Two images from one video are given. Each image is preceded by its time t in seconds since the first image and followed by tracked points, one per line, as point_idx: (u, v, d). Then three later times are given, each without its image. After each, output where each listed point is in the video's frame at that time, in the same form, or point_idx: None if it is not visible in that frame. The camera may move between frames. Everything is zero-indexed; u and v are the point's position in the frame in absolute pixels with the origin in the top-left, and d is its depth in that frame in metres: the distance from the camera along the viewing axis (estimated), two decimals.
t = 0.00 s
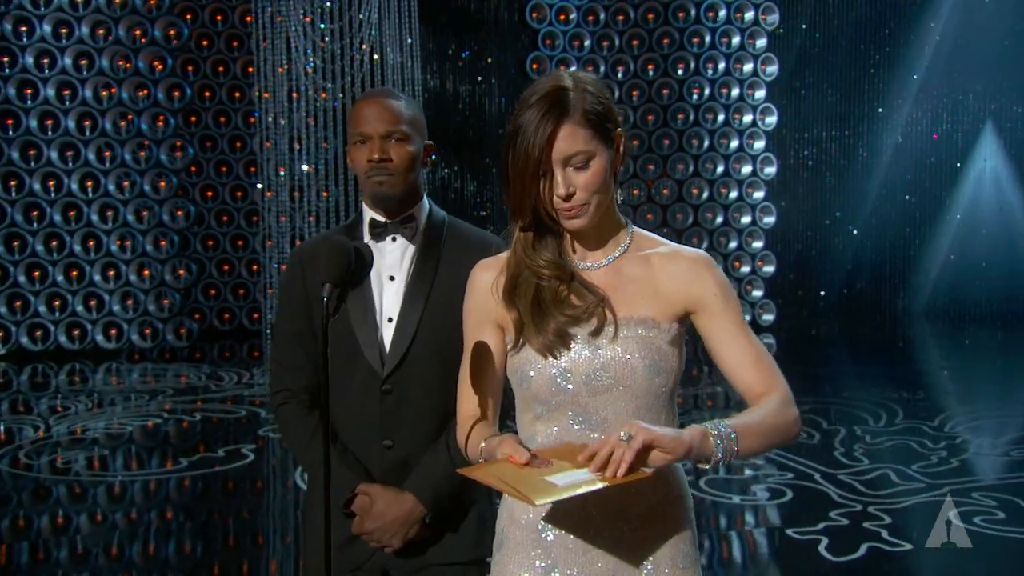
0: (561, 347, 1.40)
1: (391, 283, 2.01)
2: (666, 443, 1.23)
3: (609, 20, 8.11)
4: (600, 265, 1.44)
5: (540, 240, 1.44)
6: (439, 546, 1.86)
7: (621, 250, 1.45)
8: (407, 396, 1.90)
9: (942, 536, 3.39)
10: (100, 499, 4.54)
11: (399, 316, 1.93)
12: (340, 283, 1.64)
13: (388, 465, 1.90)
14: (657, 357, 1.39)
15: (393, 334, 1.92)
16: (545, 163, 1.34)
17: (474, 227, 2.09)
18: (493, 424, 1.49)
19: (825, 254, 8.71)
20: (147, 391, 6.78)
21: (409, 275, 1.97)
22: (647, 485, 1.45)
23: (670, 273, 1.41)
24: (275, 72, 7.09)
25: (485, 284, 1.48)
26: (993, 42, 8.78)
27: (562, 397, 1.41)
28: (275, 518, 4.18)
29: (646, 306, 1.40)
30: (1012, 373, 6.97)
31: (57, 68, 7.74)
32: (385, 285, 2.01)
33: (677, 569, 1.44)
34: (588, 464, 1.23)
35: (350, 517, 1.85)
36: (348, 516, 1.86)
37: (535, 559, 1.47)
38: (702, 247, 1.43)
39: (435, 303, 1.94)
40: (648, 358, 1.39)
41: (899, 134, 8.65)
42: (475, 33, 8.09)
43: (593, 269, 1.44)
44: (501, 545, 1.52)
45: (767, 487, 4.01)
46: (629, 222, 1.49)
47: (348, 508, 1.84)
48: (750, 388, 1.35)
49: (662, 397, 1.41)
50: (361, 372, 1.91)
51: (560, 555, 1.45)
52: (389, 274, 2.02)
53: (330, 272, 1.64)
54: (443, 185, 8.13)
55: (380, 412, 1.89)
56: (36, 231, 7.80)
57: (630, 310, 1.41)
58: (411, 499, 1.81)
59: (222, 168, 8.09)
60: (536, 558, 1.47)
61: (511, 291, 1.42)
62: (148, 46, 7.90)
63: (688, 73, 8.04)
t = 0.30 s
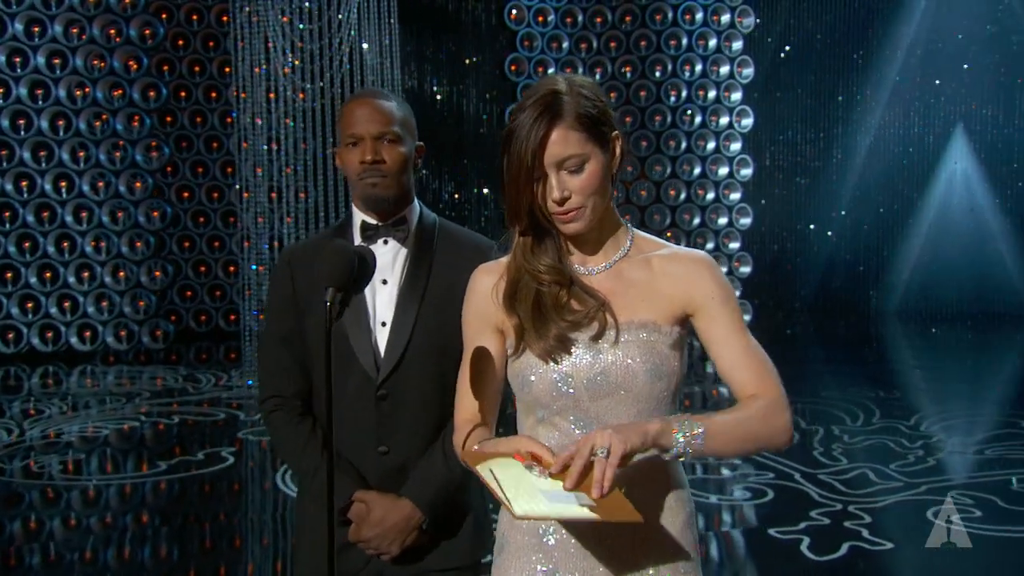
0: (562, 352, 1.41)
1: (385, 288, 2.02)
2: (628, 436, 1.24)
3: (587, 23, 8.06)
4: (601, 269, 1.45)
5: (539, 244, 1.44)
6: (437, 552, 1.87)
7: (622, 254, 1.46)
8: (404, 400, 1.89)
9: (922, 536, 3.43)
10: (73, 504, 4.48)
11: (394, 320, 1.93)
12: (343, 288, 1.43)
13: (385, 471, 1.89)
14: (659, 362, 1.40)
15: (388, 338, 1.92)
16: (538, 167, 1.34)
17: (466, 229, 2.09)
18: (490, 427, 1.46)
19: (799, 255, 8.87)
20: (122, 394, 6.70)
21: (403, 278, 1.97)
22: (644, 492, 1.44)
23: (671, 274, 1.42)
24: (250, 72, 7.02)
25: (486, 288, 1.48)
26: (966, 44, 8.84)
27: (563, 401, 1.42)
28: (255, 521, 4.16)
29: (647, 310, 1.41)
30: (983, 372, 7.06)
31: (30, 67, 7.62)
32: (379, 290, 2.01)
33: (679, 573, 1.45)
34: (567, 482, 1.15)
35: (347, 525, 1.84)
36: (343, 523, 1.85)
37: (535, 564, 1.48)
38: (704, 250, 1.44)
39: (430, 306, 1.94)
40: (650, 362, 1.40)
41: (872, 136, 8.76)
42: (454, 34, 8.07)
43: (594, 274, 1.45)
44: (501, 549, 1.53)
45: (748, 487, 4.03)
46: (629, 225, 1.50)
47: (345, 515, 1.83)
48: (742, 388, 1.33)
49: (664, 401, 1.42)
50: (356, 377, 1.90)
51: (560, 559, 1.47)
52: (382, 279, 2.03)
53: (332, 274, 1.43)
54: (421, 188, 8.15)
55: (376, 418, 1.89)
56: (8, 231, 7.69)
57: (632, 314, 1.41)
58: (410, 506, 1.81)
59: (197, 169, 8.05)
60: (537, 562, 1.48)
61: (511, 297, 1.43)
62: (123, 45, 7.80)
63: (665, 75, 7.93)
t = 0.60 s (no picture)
0: (561, 354, 1.42)
1: (378, 289, 2.01)
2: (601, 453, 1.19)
3: (567, 23, 8.02)
4: (599, 271, 1.46)
5: (536, 247, 1.45)
6: (426, 555, 1.86)
7: (620, 256, 1.47)
8: (398, 401, 1.89)
9: (901, 532, 3.48)
10: (48, 506, 4.42)
11: (388, 321, 1.92)
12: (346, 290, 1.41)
13: (378, 473, 1.89)
14: (658, 363, 1.41)
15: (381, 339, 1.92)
16: (533, 170, 1.35)
17: (460, 229, 2.09)
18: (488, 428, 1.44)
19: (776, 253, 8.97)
20: (99, 394, 6.63)
21: (397, 279, 1.97)
22: (646, 500, 1.46)
23: (669, 276, 1.43)
24: (227, 71, 6.97)
25: (484, 287, 1.48)
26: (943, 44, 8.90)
27: (563, 403, 1.44)
28: (236, 521, 4.13)
29: (646, 312, 1.42)
30: (956, 370, 7.14)
31: (3, 63, 7.49)
32: (372, 291, 2.01)
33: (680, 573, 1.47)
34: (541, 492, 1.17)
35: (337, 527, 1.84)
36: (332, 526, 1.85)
37: (536, 566, 1.50)
38: (703, 251, 1.45)
39: (425, 307, 1.93)
40: (650, 363, 1.41)
41: (848, 137, 8.86)
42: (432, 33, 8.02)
43: (593, 275, 1.46)
44: (501, 552, 1.55)
45: (729, 485, 4.06)
46: (629, 227, 1.51)
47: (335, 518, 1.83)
48: (712, 401, 1.33)
49: (663, 403, 1.44)
50: (349, 378, 1.90)
51: (561, 561, 1.49)
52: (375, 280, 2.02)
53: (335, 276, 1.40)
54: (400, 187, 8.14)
55: (369, 419, 1.89)
56: None
57: (630, 316, 1.42)
58: (402, 509, 1.81)
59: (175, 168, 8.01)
60: (537, 564, 1.50)
61: (509, 298, 1.43)
62: (100, 42, 7.72)
63: (644, 76, 7.92)
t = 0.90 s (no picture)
0: (564, 353, 1.42)
1: (377, 289, 2.00)
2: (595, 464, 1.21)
3: (549, 23, 8.00)
4: (603, 270, 1.47)
5: (538, 245, 1.45)
6: (430, 556, 1.86)
7: (623, 255, 1.48)
8: (398, 401, 1.89)
9: (884, 529, 3.52)
10: (27, 507, 4.38)
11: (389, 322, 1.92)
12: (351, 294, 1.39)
13: (380, 474, 1.89)
14: (661, 363, 1.42)
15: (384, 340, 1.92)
16: (532, 166, 1.36)
17: (459, 229, 2.09)
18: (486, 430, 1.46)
19: (758, 252, 9.06)
20: (78, 394, 6.58)
21: (397, 279, 1.97)
22: (651, 505, 1.49)
23: (671, 275, 1.44)
24: (208, 69, 6.94)
25: (486, 287, 1.48)
26: (921, 45, 8.95)
27: (565, 402, 1.44)
28: (219, 522, 4.11)
29: (649, 310, 1.43)
30: (933, 369, 7.21)
31: None
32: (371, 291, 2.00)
33: None
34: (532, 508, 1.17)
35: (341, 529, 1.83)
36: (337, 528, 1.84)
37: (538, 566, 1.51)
38: (704, 249, 1.46)
39: (424, 306, 1.93)
40: (653, 362, 1.42)
41: (826, 139, 8.96)
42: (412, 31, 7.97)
43: (594, 274, 1.47)
44: (502, 552, 1.56)
45: (715, 484, 4.08)
46: (631, 226, 1.52)
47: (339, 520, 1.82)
48: (708, 396, 1.36)
49: (665, 403, 1.45)
50: (350, 378, 1.89)
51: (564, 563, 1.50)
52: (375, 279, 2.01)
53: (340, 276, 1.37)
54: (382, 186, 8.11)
55: (371, 420, 1.88)
56: None
57: (634, 315, 1.43)
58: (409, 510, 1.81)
59: (155, 166, 7.95)
60: (539, 565, 1.51)
61: (512, 296, 1.43)
62: (78, 39, 7.65)
63: (626, 76, 7.93)
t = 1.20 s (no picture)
0: (566, 354, 1.44)
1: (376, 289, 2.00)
2: (605, 480, 1.19)
3: (529, 23, 7.97)
4: (605, 269, 1.48)
5: (540, 245, 1.46)
6: (430, 558, 1.87)
7: (624, 255, 1.49)
8: (398, 402, 1.89)
9: (866, 527, 3.56)
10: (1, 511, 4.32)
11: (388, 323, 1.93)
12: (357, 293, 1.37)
13: (380, 475, 1.89)
14: (662, 363, 1.44)
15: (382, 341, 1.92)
16: (531, 164, 1.36)
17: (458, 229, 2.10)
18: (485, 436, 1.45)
19: (736, 254, 9.11)
20: (54, 396, 6.51)
21: (396, 281, 1.97)
22: (654, 506, 1.50)
23: (672, 274, 1.46)
24: (185, 69, 6.89)
25: (486, 287, 1.48)
26: (895, 49, 9.06)
27: (566, 404, 1.46)
28: (199, 525, 4.07)
29: (650, 311, 1.45)
30: (907, 368, 7.29)
31: None
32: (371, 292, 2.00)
33: None
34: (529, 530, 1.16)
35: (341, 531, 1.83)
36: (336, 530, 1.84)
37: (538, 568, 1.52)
38: (705, 249, 1.48)
39: (423, 307, 1.94)
40: (655, 363, 1.44)
41: (802, 141, 9.04)
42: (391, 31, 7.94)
43: (596, 274, 1.48)
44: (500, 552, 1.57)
45: (698, 483, 4.11)
46: (632, 226, 1.53)
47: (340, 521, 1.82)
48: (707, 399, 1.37)
49: (666, 404, 1.47)
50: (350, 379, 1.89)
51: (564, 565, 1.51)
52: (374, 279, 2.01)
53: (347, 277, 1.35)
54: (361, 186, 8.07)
55: (372, 422, 1.89)
56: None
57: (635, 315, 1.45)
58: (409, 511, 1.81)
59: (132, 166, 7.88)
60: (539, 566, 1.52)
61: (513, 296, 1.44)
62: (54, 37, 7.57)
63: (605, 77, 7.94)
